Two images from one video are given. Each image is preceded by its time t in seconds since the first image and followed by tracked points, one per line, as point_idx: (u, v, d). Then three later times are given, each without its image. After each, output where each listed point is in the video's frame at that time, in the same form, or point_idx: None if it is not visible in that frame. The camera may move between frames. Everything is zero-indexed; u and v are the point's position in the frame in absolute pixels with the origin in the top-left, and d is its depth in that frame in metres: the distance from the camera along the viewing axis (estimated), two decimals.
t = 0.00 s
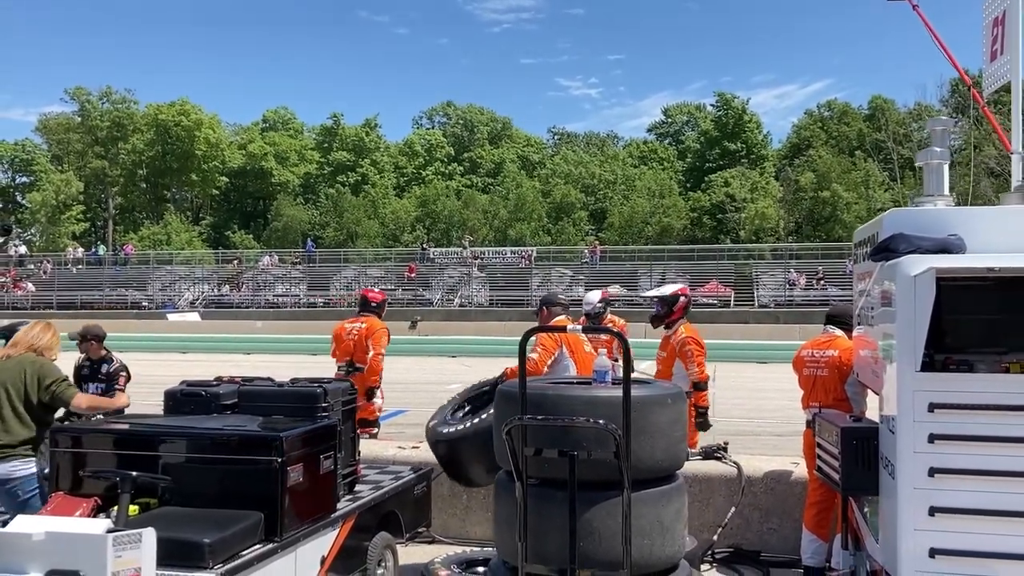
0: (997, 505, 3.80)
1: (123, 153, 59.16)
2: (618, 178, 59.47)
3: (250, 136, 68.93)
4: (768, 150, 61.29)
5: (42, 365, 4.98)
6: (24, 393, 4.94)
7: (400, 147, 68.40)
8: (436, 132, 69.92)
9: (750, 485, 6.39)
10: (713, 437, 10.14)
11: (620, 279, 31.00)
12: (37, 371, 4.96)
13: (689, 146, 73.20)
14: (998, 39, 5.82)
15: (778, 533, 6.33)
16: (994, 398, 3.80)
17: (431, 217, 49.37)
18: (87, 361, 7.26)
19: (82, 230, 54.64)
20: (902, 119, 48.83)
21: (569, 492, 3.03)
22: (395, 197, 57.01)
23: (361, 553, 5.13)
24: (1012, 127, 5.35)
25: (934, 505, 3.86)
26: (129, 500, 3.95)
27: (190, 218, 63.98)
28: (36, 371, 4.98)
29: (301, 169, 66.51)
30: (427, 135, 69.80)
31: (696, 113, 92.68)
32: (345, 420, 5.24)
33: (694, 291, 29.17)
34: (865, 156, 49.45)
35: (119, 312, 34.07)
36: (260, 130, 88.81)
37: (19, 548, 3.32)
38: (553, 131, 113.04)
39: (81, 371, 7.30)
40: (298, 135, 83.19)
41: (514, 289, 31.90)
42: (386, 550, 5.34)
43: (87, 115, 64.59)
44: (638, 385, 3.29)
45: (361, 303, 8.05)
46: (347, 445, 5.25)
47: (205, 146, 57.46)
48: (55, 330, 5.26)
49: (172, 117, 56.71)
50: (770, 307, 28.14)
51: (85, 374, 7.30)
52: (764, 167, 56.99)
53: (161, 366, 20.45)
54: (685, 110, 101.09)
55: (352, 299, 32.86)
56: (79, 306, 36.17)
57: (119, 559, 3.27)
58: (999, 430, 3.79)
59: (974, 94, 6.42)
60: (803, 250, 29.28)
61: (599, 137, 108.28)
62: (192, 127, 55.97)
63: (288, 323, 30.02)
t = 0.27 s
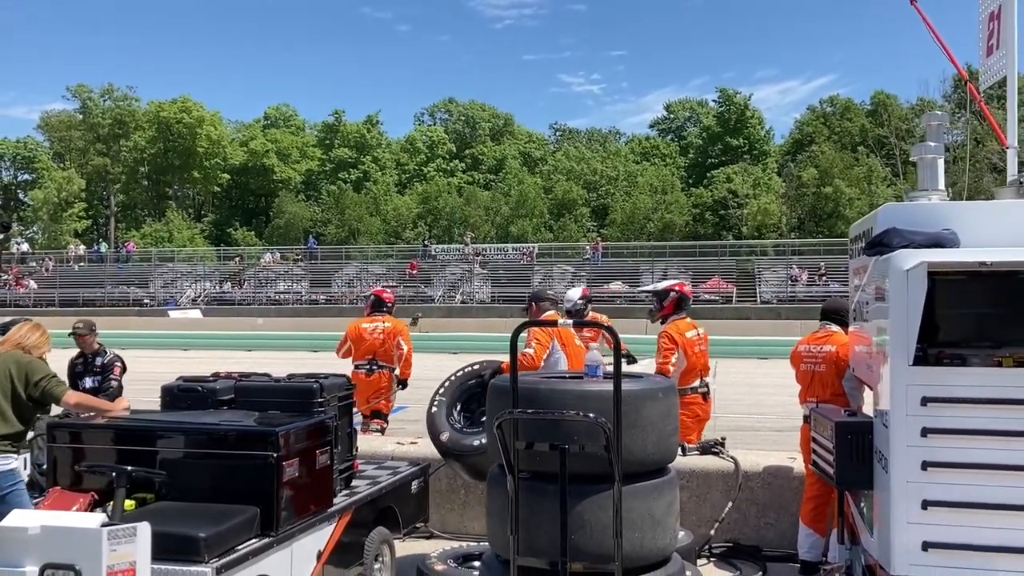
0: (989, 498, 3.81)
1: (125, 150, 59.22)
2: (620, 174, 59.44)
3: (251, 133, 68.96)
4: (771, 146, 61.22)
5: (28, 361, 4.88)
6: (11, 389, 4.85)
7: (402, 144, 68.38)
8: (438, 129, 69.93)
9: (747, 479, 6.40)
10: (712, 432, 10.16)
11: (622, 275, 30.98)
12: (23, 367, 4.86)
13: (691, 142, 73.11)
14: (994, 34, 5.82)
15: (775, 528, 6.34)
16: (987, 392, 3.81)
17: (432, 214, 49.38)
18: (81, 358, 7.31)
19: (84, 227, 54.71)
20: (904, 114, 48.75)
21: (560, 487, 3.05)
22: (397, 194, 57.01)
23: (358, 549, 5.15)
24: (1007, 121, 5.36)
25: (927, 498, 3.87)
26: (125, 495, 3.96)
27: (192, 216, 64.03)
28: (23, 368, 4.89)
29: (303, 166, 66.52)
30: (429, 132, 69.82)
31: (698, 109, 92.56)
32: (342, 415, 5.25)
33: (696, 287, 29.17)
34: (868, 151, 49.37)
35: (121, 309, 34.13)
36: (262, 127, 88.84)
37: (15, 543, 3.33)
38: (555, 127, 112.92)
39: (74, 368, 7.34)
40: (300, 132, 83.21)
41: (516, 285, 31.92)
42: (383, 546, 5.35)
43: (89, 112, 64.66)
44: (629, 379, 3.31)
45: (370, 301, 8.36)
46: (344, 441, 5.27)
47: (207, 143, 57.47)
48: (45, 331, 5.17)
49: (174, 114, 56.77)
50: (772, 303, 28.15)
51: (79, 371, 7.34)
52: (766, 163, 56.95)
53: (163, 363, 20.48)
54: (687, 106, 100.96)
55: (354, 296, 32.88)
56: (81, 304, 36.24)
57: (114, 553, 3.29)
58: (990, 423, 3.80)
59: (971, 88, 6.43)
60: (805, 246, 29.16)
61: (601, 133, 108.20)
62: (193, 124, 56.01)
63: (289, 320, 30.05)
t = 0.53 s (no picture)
0: (985, 492, 3.82)
1: (126, 147, 59.26)
2: (622, 170, 59.41)
3: (253, 129, 69.00)
4: (772, 142, 61.13)
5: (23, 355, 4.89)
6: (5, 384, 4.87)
7: (403, 140, 68.39)
8: (439, 125, 69.92)
9: (746, 474, 6.41)
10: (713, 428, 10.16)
11: (624, 271, 30.96)
12: (19, 363, 4.86)
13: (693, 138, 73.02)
14: (992, 28, 5.82)
15: (774, 522, 6.36)
16: (982, 386, 3.83)
17: (434, 210, 49.42)
18: (76, 354, 7.33)
19: (87, 224, 54.76)
20: (906, 109, 48.64)
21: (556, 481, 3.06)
22: (399, 190, 57.01)
23: (357, 544, 5.16)
24: (1007, 115, 5.35)
25: (923, 491, 3.88)
26: (123, 490, 3.97)
27: (194, 212, 64.09)
28: (18, 363, 4.89)
29: (305, 163, 66.54)
30: (430, 129, 69.80)
31: (700, 105, 92.43)
32: (341, 411, 5.27)
33: (698, 283, 29.16)
34: (870, 147, 49.32)
35: (123, 306, 34.20)
36: (264, 124, 88.87)
37: (15, 536, 3.34)
38: (557, 123, 112.81)
39: (70, 366, 7.34)
40: (302, 128, 83.24)
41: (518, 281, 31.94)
42: (382, 540, 5.37)
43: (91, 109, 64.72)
44: (625, 374, 3.32)
45: (378, 291, 8.60)
46: (343, 436, 5.29)
47: (209, 140, 57.48)
48: (41, 327, 5.20)
49: (176, 111, 56.80)
50: (774, 299, 28.15)
51: (75, 368, 7.35)
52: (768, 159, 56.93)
53: (165, 360, 20.51)
54: (689, 102, 100.78)
55: (356, 292, 32.90)
56: (83, 301, 36.32)
57: (113, 547, 3.32)
58: (988, 417, 3.81)
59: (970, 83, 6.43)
60: (807, 241, 29.20)
61: (603, 129, 108.14)
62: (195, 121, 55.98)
63: (292, 316, 30.09)
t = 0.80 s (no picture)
0: (988, 488, 3.83)
1: (128, 144, 59.30)
2: (623, 166, 59.44)
3: (255, 126, 69.02)
4: (774, 138, 61.12)
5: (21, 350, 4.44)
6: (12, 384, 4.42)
7: (405, 136, 68.37)
8: (441, 122, 69.95)
9: (749, 471, 6.41)
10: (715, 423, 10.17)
11: (626, 267, 30.96)
12: (19, 361, 4.41)
13: (695, 134, 72.98)
14: (996, 24, 5.81)
15: (778, 518, 6.37)
16: (987, 381, 3.83)
17: (436, 207, 49.42)
18: (75, 353, 7.32)
19: (89, 222, 54.76)
20: (908, 105, 48.62)
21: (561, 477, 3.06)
22: (400, 187, 57.05)
23: (361, 540, 5.17)
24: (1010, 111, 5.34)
25: (928, 487, 3.88)
26: (128, 486, 3.97)
27: (196, 209, 64.15)
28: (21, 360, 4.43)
29: (306, 160, 66.55)
30: (432, 126, 69.83)
31: (701, 101, 92.38)
32: (345, 407, 5.27)
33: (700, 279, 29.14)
34: (871, 143, 49.33)
35: (125, 303, 34.25)
36: (265, 121, 88.89)
37: (21, 534, 3.35)
38: (559, 120, 112.82)
39: (68, 365, 7.33)
40: (304, 125, 83.26)
41: (519, 278, 31.95)
42: (386, 536, 5.38)
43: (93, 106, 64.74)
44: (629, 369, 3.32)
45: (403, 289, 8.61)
46: (347, 433, 5.29)
47: (210, 137, 57.59)
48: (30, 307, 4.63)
49: (177, 108, 56.81)
50: (776, 295, 28.17)
51: (75, 367, 7.34)
52: (769, 155, 56.89)
53: (167, 357, 20.54)
54: (691, 97, 100.70)
55: (358, 289, 32.89)
56: (86, 298, 36.38)
57: (119, 544, 3.32)
58: (991, 413, 3.82)
59: (973, 78, 6.41)
60: (808, 237, 29.20)
61: (604, 125, 108.09)
62: (197, 118, 56.03)
63: (294, 313, 30.12)
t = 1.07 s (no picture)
0: (1000, 484, 3.82)
1: (130, 142, 59.25)
2: (626, 163, 59.38)
3: (257, 123, 68.99)
4: (777, 134, 61.03)
5: (47, 354, 4.59)
6: (36, 388, 4.61)
7: (406, 134, 68.32)
8: (442, 119, 69.93)
9: (757, 468, 6.41)
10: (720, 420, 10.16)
11: (629, 264, 30.94)
12: (42, 367, 4.58)
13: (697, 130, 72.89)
14: (1004, 19, 5.79)
15: (785, 515, 6.36)
16: (998, 378, 3.82)
17: (438, 204, 49.40)
18: (79, 350, 7.33)
19: (91, 219, 54.78)
20: (911, 101, 48.56)
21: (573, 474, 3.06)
22: (402, 184, 57.03)
23: (369, 537, 5.17)
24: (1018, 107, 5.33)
25: (939, 484, 3.88)
26: (138, 484, 3.97)
27: (198, 207, 64.11)
28: (43, 365, 4.60)
29: (308, 157, 66.54)
30: (434, 122, 69.80)
31: (704, 98, 92.30)
32: (353, 404, 5.27)
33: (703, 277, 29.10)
34: (874, 138, 49.29)
35: (128, 301, 34.25)
36: (267, 118, 88.82)
37: (31, 531, 3.35)
38: (561, 117, 112.71)
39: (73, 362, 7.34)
40: (305, 122, 83.21)
41: (522, 275, 31.93)
42: (394, 534, 5.38)
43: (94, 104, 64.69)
44: (641, 366, 3.31)
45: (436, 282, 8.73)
46: (355, 430, 5.29)
47: (212, 134, 57.66)
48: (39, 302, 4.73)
49: (179, 105, 56.78)
50: (779, 291, 28.15)
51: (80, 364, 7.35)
52: (772, 151, 56.79)
53: (170, 354, 20.53)
54: (693, 94, 100.61)
55: (360, 286, 32.88)
56: (88, 296, 36.38)
57: (131, 541, 3.33)
58: (1000, 410, 3.81)
59: (980, 73, 6.39)
60: (812, 233, 29.17)
61: (606, 122, 108.01)
62: (199, 116, 56.01)
63: (296, 310, 30.12)
